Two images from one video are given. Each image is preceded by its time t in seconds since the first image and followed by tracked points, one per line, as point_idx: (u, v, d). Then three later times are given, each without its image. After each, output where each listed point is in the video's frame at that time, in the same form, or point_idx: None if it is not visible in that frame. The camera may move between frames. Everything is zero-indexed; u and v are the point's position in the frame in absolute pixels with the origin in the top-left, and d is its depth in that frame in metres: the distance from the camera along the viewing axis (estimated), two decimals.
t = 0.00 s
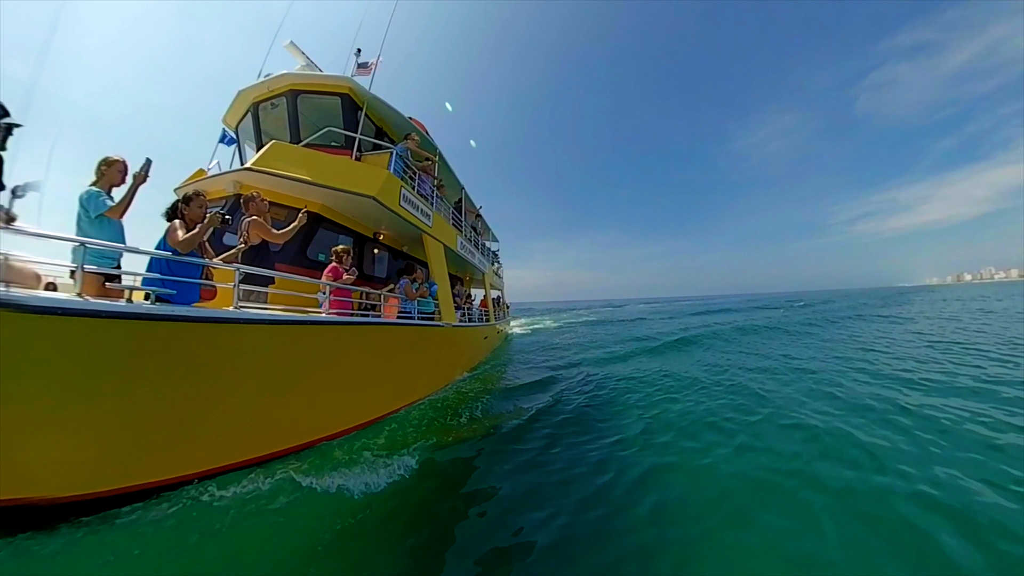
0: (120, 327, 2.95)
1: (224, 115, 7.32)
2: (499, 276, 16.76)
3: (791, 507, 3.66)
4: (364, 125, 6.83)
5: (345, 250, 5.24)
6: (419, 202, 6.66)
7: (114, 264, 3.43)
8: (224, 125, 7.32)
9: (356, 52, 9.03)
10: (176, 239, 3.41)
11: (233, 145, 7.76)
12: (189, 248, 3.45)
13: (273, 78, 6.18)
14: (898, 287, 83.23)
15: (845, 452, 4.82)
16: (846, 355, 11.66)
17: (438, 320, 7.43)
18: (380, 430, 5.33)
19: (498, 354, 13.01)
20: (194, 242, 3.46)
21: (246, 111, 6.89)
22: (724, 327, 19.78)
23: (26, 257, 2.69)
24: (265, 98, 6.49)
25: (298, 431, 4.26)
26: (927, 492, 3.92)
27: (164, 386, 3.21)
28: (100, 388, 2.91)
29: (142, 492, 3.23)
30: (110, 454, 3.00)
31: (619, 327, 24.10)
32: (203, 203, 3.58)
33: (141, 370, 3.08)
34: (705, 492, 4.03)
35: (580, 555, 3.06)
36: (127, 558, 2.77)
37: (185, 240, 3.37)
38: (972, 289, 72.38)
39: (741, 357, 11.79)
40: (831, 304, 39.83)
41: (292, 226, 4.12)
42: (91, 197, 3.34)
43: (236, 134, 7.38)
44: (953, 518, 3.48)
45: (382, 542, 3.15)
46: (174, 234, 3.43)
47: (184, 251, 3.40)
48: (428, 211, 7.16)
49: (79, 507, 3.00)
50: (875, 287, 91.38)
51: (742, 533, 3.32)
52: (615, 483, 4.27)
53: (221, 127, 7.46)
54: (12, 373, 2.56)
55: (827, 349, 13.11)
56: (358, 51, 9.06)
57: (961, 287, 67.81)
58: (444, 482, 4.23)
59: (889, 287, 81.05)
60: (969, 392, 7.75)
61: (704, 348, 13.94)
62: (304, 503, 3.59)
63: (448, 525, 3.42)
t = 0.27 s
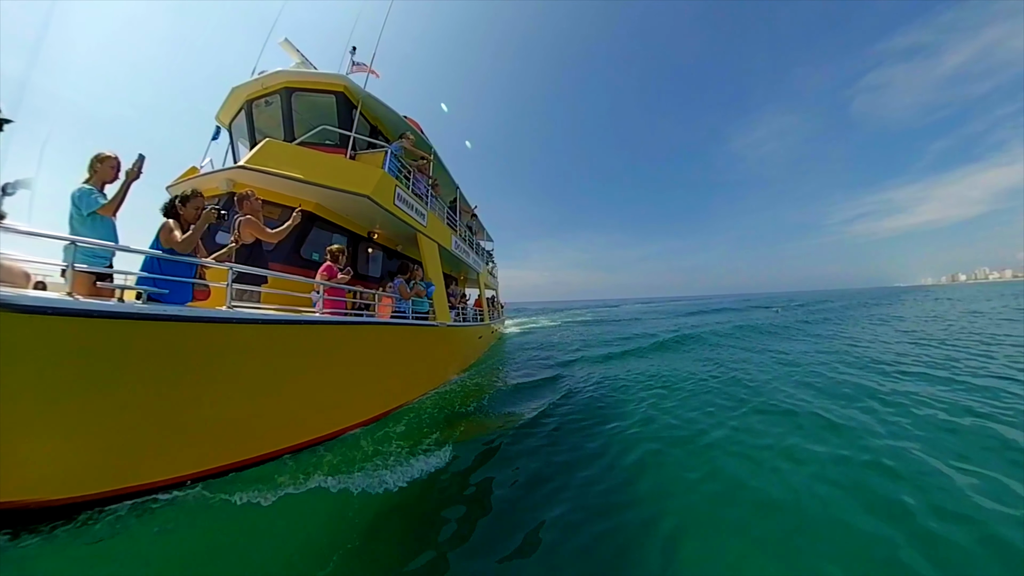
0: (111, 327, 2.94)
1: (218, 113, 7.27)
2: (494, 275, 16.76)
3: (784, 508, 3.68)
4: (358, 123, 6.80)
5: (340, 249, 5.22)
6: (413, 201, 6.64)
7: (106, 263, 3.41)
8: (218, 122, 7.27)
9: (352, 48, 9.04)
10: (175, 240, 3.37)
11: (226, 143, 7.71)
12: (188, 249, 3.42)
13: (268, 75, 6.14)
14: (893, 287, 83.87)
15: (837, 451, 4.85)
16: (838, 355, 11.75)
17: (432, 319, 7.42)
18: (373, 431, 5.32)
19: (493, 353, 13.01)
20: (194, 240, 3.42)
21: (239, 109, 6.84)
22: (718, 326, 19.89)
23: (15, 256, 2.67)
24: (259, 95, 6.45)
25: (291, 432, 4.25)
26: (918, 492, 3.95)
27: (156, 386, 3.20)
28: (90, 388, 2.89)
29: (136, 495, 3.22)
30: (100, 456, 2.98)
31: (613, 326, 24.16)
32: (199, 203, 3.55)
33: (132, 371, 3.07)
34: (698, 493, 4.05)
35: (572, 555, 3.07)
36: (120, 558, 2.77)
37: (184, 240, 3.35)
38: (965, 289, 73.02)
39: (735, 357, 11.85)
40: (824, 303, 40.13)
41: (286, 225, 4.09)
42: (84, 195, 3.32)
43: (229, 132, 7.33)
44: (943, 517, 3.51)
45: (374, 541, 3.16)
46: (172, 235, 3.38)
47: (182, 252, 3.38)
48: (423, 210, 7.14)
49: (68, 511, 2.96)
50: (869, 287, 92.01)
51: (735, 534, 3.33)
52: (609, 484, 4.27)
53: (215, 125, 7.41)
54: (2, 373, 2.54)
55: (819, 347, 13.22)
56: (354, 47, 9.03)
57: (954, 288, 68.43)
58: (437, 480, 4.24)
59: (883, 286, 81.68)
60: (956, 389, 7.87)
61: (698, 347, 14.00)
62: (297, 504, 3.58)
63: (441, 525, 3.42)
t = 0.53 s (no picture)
0: (103, 327, 2.92)
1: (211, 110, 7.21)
2: (488, 274, 16.73)
3: (776, 507, 3.71)
4: (353, 122, 6.78)
5: (334, 248, 5.20)
6: (408, 199, 6.62)
7: (97, 262, 3.38)
8: (211, 120, 7.21)
9: (346, 46, 9.00)
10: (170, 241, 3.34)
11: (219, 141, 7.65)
12: (182, 249, 3.39)
13: (261, 72, 6.10)
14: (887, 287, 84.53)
15: (829, 451, 4.89)
16: (830, 354, 11.86)
17: (427, 319, 7.42)
18: (367, 432, 5.32)
19: (487, 352, 13.01)
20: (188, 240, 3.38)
21: (233, 106, 6.80)
22: (711, 326, 20.01)
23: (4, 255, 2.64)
24: (253, 93, 6.40)
25: (285, 433, 4.24)
26: (908, 491, 4.00)
27: (149, 387, 3.18)
28: (81, 389, 2.87)
29: (130, 497, 3.21)
30: (93, 456, 2.97)
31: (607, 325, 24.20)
32: (193, 202, 3.51)
33: (124, 372, 3.05)
34: (692, 494, 4.07)
35: (566, 556, 3.08)
36: (114, 561, 2.76)
37: (178, 240, 3.32)
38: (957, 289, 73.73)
39: (729, 356, 11.93)
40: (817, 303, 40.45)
41: (280, 223, 4.07)
42: (76, 193, 3.29)
43: (223, 130, 7.27)
44: (933, 516, 3.55)
45: (367, 543, 3.17)
46: (167, 236, 3.36)
47: (176, 252, 3.34)
48: (417, 209, 7.13)
49: (60, 513, 2.94)
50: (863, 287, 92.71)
51: (729, 534, 3.35)
52: (603, 486, 4.28)
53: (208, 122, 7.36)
54: None
55: (811, 346, 13.33)
56: (349, 45, 9.00)
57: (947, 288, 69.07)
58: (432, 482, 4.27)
59: (877, 286, 82.34)
60: (945, 387, 7.95)
61: (692, 346, 14.06)
62: (292, 507, 3.59)
63: (434, 528, 3.43)
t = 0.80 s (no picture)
0: (92, 325, 2.88)
1: (202, 107, 7.15)
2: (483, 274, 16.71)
3: (771, 501, 3.70)
4: (346, 120, 6.76)
5: (327, 246, 5.18)
6: (401, 198, 6.60)
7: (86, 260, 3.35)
8: (202, 117, 7.15)
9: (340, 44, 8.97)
10: (160, 238, 3.31)
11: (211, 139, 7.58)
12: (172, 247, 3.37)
13: (254, 69, 6.06)
14: (881, 287, 85.15)
15: (822, 448, 4.91)
16: (822, 354, 11.95)
17: (421, 318, 7.40)
18: (360, 433, 5.28)
19: (481, 352, 12.99)
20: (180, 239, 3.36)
21: (225, 103, 6.74)
22: (704, 326, 20.10)
23: None
24: (245, 90, 6.36)
25: (278, 433, 4.21)
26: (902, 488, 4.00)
27: (139, 387, 3.15)
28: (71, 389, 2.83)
29: (121, 500, 3.18)
30: (83, 458, 2.93)
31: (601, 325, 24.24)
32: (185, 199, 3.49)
33: (114, 372, 3.01)
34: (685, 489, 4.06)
35: (560, 548, 3.06)
36: (103, 560, 2.73)
37: (167, 238, 3.29)
38: (949, 290, 74.46)
39: (722, 356, 11.97)
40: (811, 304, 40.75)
41: (273, 221, 4.07)
42: (64, 189, 3.24)
43: (214, 127, 7.21)
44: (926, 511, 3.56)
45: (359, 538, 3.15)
46: (158, 234, 3.32)
47: (165, 250, 3.31)
48: (411, 208, 7.11)
49: (50, 517, 2.91)
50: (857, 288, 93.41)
51: (724, 527, 3.33)
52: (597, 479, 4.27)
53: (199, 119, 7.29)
54: None
55: (803, 347, 13.43)
56: (342, 43, 8.96)
57: (940, 288, 69.66)
58: (425, 475, 4.26)
59: (870, 287, 83.04)
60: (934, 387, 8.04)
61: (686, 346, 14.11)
62: (285, 506, 3.56)
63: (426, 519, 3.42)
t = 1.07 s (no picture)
0: (81, 326, 2.84)
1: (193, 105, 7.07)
2: (477, 273, 16.66)
3: (766, 509, 3.70)
4: (339, 118, 6.72)
5: (319, 246, 5.14)
6: (395, 197, 6.57)
7: (74, 259, 3.30)
8: (193, 114, 7.08)
9: (333, 41, 8.91)
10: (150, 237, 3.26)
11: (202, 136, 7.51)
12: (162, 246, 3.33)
13: (246, 66, 6.01)
14: (876, 287, 85.74)
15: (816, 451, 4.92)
16: (815, 353, 12.01)
17: (415, 318, 7.38)
18: (353, 433, 5.25)
19: (475, 351, 12.97)
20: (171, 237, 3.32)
21: (216, 101, 6.67)
22: (697, 326, 20.19)
23: None
24: (236, 88, 6.30)
25: (271, 435, 4.18)
26: (896, 491, 4.01)
27: (129, 389, 3.12)
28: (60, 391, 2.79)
29: (111, 504, 3.14)
30: (72, 463, 2.89)
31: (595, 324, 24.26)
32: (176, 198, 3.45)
33: (103, 374, 2.98)
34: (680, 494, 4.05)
35: (554, 557, 3.04)
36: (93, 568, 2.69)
37: (157, 237, 3.25)
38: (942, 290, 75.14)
39: (716, 355, 12.00)
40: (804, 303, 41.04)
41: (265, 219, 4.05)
42: (53, 187, 3.19)
43: (206, 125, 7.15)
44: (919, 517, 3.57)
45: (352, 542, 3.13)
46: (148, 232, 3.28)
47: (155, 249, 3.27)
48: (405, 207, 7.08)
49: (40, 523, 2.87)
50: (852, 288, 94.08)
51: (720, 535, 3.32)
52: (591, 484, 4.26)
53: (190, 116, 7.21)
54: None
55: (795, 346, 13.51)
56: (335, 40, 8.90)
57: (934, 288, 70.20)
58: (418, 477, 4.25)
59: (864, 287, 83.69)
60: (923, 387, 8.13)
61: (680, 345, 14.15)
62: (278, 509, 3.53)
63: (418, 523, 3.39)
